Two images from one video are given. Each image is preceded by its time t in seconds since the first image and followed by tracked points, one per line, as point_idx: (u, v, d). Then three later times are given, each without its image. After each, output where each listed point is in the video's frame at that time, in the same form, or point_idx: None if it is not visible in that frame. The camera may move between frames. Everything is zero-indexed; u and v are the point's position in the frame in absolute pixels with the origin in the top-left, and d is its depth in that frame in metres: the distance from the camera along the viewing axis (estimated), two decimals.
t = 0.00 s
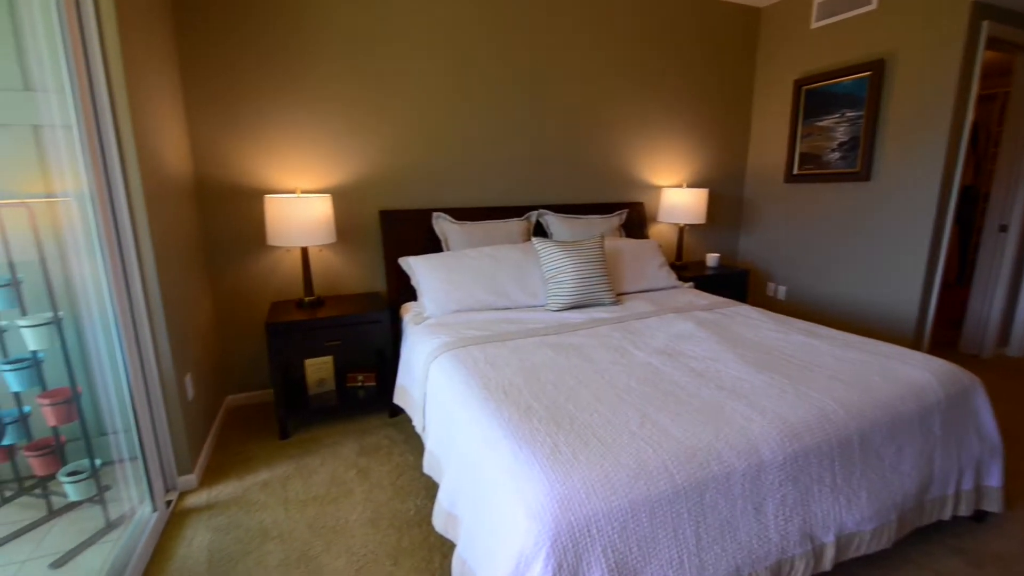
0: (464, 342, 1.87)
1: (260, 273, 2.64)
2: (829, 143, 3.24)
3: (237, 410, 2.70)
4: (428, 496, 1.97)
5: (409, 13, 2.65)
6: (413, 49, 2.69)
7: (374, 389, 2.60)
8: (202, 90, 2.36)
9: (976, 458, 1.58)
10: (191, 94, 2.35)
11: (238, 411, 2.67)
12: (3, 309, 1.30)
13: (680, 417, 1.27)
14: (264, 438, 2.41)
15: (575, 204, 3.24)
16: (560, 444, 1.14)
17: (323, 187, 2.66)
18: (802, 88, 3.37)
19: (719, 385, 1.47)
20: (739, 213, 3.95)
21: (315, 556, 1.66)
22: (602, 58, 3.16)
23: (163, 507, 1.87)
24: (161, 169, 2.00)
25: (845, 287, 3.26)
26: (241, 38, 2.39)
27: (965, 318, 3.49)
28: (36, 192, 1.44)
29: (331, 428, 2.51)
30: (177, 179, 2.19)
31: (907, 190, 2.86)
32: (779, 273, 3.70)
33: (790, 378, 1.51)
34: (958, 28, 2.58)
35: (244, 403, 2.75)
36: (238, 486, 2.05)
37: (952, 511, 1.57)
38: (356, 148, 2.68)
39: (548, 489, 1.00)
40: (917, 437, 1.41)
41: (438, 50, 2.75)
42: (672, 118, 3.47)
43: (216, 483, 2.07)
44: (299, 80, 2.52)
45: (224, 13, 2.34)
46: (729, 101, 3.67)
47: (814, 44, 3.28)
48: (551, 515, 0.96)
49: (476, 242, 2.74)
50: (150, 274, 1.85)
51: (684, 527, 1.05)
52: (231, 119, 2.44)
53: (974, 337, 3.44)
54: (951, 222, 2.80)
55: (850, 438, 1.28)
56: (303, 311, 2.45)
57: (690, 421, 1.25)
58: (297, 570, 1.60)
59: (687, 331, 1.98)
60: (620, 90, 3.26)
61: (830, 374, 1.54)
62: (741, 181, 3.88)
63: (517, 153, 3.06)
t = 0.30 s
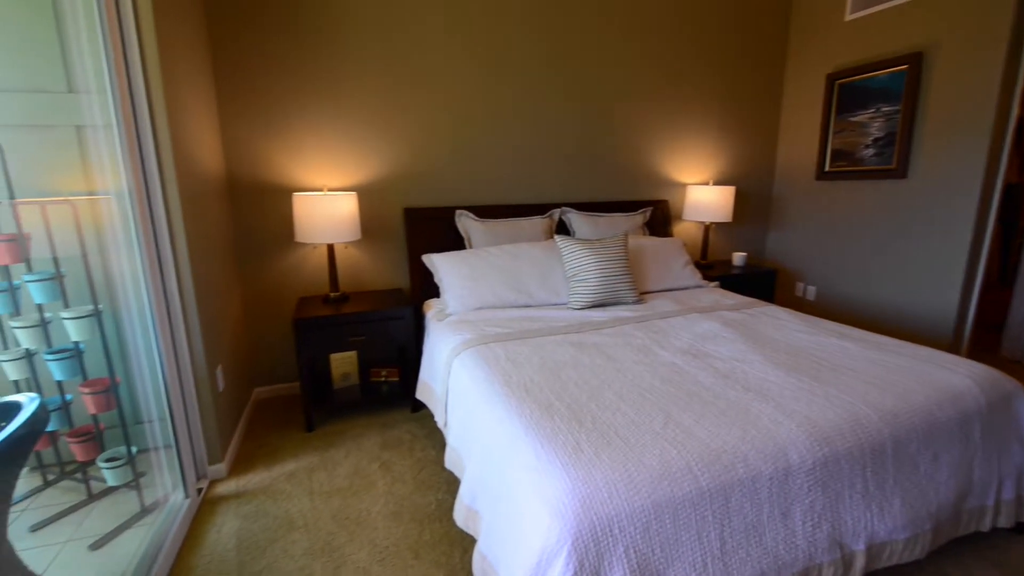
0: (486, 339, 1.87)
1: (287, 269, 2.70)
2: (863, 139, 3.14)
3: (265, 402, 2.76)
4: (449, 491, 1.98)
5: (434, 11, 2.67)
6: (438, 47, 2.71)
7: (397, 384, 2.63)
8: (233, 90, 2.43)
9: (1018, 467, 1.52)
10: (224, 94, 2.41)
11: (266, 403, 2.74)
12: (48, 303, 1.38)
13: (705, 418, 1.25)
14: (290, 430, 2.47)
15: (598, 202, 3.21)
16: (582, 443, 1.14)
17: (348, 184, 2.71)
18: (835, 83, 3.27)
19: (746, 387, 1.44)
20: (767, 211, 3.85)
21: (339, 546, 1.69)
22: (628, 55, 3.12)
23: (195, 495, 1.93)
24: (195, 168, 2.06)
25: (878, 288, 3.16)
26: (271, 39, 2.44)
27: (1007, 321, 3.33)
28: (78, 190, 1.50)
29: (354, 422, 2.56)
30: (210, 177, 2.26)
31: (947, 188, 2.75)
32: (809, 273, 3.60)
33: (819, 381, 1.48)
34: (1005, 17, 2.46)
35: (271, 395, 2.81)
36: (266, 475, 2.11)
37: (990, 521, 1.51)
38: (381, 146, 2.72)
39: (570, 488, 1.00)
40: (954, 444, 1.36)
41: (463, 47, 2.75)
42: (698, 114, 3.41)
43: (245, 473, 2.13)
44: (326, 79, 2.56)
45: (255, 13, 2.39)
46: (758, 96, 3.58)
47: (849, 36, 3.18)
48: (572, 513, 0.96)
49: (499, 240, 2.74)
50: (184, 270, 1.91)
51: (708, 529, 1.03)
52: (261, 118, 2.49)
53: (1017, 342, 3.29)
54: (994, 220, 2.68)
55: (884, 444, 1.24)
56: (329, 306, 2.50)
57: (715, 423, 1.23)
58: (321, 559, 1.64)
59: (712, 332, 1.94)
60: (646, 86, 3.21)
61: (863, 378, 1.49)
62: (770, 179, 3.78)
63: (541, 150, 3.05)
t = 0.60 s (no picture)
0: (506, 337, 1.88)
1: (312, 265, 2.75)
2: (897, 135, 3.04)
3: (290, 396, 2.83)
4: (469, 487, 2.00)
5: (458, 9, 2.68)
6: (461, 45, 2.72)
7: (418, 380, 2.66)
8: (261, 90, 2.48)
9: None
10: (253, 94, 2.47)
11: (291, 397, 2.80)
12: (86, 297, 1.42)
13: (729, 420, 1.23)
14: (314, 423, 2.52)
15: (621, 200, 3.18)
16: (604, 443, 1.13)
17: (372, 183, 2.74)
18: (868, 77, 3.17)
19: (772, 389, 1.42)
20: (795, 210, 3.76)
21: (361, 539, 1.72)
22: (652, 50, 3.08)
23: (223, 484, 1.99)
24: (225, 166, 2.11)
25: (911, 289, 3.06)
26: (299, 40, 2.48)
27: None
28: (114, 187, 1.56)
29: (376, 417, 2.60)
30: (239, 176, 2.31)
31: (988, 185, 2.64)
32: (838, 273, 3.50)
33: (849, 384, 1.44)
34: None
35: (296, 389, 2.87)
36: (291, 467, 2.16)
37: None
38: (404, 144, 2.74)
39: (591, 488, 1.00)
40: (992, 452, 1.31)
41: (486, 46, 2.76)
42: (725, 110, 3.34)
43: (270, 464, 2.19)
44: (351, 79, 2.59)
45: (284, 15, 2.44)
46: (787, 91, 3.50)
47: (883, 29, 3.08)
48: (593, 513, 0.96)
49: (520, 238, 2.74)
50: (214, 266, 1.97)
51: (731, 533, 1.02)
52: (288, 117, 2.54)
53: None
54: None
55: (917, 450, 1.20)
56: (352, 303, 2.54)
57: (739, 425, 1.21)
58: (343, 550, 1.67)
59: (737, 332, 1.91)
60: (670, 82, 3.16)
61: (895, 382, 1.45)
62: (798, 176, 3.69)
63: (563, 148, 3.04)
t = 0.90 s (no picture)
0: (526, 335, 1.88)
1: (335, 262, 2.79)
2: (932, 132, 2.94)
3: (312, 390, 2.87)
4: (488, 484, 2.01)
5: (480, 7, 2.68)
6: (483, 43, 2.72)
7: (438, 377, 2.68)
8: (287, 89, 2.52)
9: None
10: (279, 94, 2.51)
11: (313, 391, 2.85)
12: (120, 290, 1.46)
13: (753, 423, 1.21)
14: (336, 418, 2.56)
15: (642, 198, 3.15)
16: (624, 443, 1.12)
17: (394, 180, 2.76)
18: (901, 73, 3.07)
19: (797, 393, 1.39)
20: (822, 209, 3.67)
21: (380, 532, 1.74)
22: (676, 47, 3.04)
23: (247, 475, 2.04)
24: (252, 164, 2.16)
25: (945, 292, 2.96)
26: (323, 39, 2.52)
27: None
28: (147, 184, 1.60)
29: (396, 412, 2.62)
30: (265, 173, 2.36)
31: None
32: (867, 275, 3.41)
33: (879, 389, 1.40)
34: None
35: (318, 383, 2.92)
36: (313, 460, 2.20)
37: None
38: (426, 142, 2.76)
39: (611, 489, 0.99)
40: None
41: (508, 44, 2.76)
42: (750, 108, 3.28)
43: (293, 456, 2.23)
44: (374, 77, 2.62)
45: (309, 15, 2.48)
46: (816, 88, 3.41)
47: (918, 23, 2.98)
48: (613, 513, 0.95)
49: (540, 236, 2.73)
50: (241, 262, 2.01)
51: (755, 538, 0.99)
52: (312, 115, 2.58)
53: None
54: None
55: (950, 459, 1.16)
56: (374, 299, 2.57)
57: (764, 428, 1.19)
58: (363, 543, 1.69)
59: (761, 334, 1.87)
60: (695, 79, 3.11)
61: (927, 387, 1.40)
62: (827, 175, 3.60)
63: (584, 146, 3.02)
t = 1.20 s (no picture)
0: (547, 333, 1.87)
1: (358, 258, 2.82)
2: (971, 130, 2.83)
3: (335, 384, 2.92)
4: (507, 481, 2.01)
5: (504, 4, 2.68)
6: (506, 41, 2.72)
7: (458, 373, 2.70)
8: (314, 87, 2.56)
9: None
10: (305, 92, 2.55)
11: (336, 385, 2.90)
12: (153, 283, 1.51)
13: (778, 427, 1.19)
14: (358, 412, 2.60)
15: (666, 197, 3.11)
16: (646, 444, 1.11)
17: (417, 178, 2.79)
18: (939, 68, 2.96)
19: (825, 397, 1.36)
20: (853, 209, 3.56)
21: (400, 526, 1.76)
22: (703, 43, 2.99)
23: (272, 465, 2.08)
24: (279, 162, 2.20)
25: (981, 296, 2.86)
26: (349, 38, 2.55)
27: None
28: (179, 181, 1.65)
29: (416, 408, 2.65)
30: (292, 171, 2.40)
31: None
32: (899, 277, 3.31)
33: (911, 395, 1.36)
34: None
35: (340, 377, 2.97)
36: (335, 453, 2.23)
37: None
38: (448, 140, 2.77)
39: (633, 490, 0.98)
40: None
41: (531, 41, 2.75)
42: (779, 105, 3.20)
43: (316, 449, 2.27)
44: (398, 76, 2.64)
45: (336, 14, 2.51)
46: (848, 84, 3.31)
47: (958, 16, 2.87)
48: (633, 514, 0.94)
49: (562, 234, 2.72)
50: (268, 257, 2.06)
51: (780, 544, 0.97)
52: (337, 113, 2.61)
53: None
54: None
55: (987, 470, 1.12)
56: (396, 295, 2.60)
57: (790, 433, 1.16)
58: (383, 536, 1.71)
59: (788, 336, 1.83)
60: (722, 75, 3.05)
61: (963, 395, 1.35)
62: (858, 174, 3.49)
63: (607, 144, 2.99)
